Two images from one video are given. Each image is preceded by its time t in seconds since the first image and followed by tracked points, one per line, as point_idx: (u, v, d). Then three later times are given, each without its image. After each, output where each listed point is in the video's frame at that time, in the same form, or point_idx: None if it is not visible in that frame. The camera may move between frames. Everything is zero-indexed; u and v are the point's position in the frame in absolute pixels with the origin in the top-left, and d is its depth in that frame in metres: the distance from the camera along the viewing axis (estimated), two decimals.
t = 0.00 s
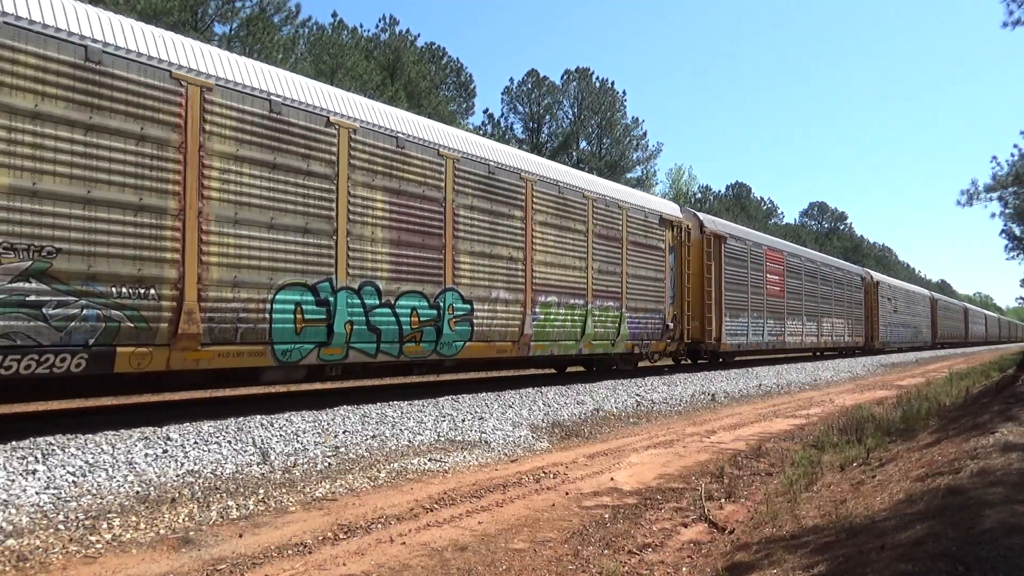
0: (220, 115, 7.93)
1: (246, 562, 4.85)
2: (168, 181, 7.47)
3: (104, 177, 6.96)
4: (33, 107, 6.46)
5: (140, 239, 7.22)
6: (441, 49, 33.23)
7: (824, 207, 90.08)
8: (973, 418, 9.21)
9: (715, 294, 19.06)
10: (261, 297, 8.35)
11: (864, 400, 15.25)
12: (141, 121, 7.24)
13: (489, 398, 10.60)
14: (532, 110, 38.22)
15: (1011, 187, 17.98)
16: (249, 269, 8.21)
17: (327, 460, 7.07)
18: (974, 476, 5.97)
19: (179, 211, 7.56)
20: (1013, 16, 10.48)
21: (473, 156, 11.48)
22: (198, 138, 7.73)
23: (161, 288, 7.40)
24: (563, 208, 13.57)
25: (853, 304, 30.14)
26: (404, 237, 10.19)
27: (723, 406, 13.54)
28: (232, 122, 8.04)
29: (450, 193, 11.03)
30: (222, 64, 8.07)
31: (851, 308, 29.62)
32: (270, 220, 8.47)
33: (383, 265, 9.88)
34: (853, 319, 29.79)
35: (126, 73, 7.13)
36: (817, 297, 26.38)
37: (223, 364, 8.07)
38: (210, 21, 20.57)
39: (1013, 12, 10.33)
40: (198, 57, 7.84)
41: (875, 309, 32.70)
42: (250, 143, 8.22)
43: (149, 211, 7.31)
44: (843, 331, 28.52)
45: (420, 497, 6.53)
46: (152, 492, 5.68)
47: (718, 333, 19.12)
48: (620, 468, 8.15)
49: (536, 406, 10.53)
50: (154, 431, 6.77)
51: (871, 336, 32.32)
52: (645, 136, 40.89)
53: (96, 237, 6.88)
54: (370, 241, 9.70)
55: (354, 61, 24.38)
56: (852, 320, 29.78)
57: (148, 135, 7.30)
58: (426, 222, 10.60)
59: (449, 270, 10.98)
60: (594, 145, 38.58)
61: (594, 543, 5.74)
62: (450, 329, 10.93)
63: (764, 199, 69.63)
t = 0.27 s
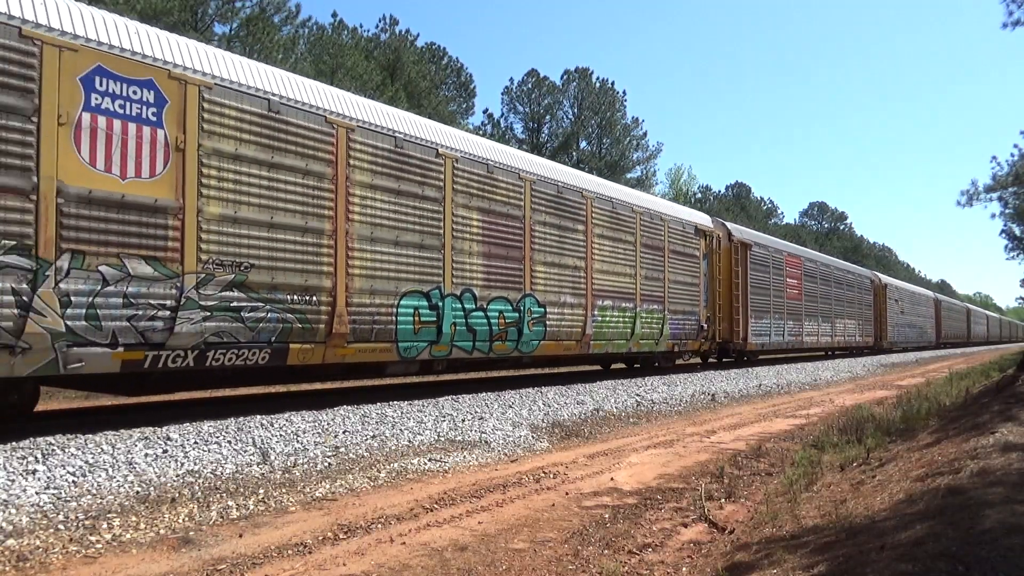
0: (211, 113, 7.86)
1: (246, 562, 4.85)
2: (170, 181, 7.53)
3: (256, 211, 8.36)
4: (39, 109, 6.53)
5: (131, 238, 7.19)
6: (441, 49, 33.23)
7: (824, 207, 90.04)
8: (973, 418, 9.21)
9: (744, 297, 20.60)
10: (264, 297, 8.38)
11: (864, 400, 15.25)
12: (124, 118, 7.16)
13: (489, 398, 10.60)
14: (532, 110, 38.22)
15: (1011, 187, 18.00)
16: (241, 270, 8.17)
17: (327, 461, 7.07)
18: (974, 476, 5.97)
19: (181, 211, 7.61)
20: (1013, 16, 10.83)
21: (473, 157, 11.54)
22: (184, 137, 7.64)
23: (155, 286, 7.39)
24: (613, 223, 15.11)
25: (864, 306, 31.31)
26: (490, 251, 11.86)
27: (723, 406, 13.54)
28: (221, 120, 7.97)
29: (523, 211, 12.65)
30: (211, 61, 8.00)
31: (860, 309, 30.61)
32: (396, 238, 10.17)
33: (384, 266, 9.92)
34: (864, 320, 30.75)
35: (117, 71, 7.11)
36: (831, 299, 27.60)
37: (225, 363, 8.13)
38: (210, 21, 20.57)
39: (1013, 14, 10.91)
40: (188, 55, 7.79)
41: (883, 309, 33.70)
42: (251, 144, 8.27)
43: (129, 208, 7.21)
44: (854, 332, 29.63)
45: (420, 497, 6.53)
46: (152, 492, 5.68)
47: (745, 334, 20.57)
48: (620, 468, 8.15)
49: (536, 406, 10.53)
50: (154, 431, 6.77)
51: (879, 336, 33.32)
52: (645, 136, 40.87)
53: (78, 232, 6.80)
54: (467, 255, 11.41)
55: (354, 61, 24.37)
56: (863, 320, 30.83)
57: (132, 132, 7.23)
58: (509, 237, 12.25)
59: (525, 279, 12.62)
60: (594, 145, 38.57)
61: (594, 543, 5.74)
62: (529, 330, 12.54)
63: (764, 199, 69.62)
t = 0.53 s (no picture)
0: (190, 107, 7.65)
1: (246, 563, 4.85)
2: (179, 182, 7.58)
3: (408, 235, 10.31)
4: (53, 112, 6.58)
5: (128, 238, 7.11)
6: (441, 49, 33.23)
7: (824, 207, 90.02)
8: (973, 418, 9.20)
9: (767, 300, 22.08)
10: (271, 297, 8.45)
11: (864, 400, 15.25)
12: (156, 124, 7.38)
13: (489, 398, 10.61)
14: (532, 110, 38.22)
15: (1011, 187, 17.99)
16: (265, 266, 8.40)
17: (327, 461, 7.07)
18: (974, 476, 5.97)
19: (190, 212, 7.66)
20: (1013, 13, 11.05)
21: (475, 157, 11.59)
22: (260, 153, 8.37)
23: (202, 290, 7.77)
24: (658, 233, 16.67)
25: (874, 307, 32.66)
26: (560, 261, 13.49)
27: (723, 406, 13.54)
28: (208, 116, 7.84)
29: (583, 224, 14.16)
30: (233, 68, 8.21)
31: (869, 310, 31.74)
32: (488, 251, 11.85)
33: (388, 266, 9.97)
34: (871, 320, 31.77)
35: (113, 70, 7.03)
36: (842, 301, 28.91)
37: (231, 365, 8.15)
38: (210, 21, 20.57)
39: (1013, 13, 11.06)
40: (203, 59, 7.93)
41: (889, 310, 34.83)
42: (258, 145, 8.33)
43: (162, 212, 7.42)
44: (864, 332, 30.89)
45: (420, 497, 6.53)
46: (152, 492, 5.68)
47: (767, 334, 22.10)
48: (620, 468, 8.15)
49: (536, 406, 10.53)
50: (154, 431, 6.77)
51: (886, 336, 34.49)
52: (645, 136, 40.86)
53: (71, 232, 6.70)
54: (541, 264, 13.03)
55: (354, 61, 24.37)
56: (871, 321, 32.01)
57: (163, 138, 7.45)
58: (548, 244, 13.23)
59: (590, 284, 14.21)
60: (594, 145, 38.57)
61: (594, 543, 5.74)
62: (590, 330, 14.07)
63: (764, 199, 69.62)
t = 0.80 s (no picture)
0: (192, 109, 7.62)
1: (246, 562, 4.85)
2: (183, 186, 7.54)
3: (498, 248, 12.04)
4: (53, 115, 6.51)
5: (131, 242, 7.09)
6: (441, 49, 33.24)
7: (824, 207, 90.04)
8: (973, 418, 9.21)
9: (789, 302, 23.36)
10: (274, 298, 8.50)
11: (864, 400, 15.25)
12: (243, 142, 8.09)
13: (489, 398, 10.61)
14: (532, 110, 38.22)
15: (1011, 187, 17.99)
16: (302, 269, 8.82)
17: (327, 460, 7.07)
18: (974, 476, 5.97)
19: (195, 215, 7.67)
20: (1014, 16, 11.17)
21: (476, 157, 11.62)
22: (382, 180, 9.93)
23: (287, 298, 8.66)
24: (692, 242, 18.24)
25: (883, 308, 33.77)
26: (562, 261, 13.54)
27: (723, 406, 13.54)
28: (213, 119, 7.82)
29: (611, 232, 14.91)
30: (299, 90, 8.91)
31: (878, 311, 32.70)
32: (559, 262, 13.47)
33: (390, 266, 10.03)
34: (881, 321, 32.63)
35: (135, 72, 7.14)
36: (855, 302, 30.06)
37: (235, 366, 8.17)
38: (210, 21, 20.56)
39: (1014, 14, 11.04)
40: (267, 80, 8.57)
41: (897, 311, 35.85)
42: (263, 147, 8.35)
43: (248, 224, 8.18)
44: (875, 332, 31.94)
45: (420, 497, 6.53)
46: (152, 492, 5.68)
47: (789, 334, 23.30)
48: (620, 468, 8.15)
49: (536, 406, 10.53)
50: (154, 431, 6.77)
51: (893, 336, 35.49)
52: (645, 136, 40.86)
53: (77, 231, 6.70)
54: (600, 273, 14.56)
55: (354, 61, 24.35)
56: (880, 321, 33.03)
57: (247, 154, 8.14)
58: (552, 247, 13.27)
59: (640, 290, 15.79)
60: (594, 145, 38.56)
61: (594, 543, 5.74)
62: (639, 330, 15.63)
63: (764, 200, 69.66)
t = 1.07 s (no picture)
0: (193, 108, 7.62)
1: (246, 562, 4.85)
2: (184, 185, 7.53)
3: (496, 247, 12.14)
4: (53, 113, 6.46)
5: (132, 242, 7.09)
6: (441, 49, 33.26)
7: (824, 207, 90.08)
8: (973, 418, 9.21)
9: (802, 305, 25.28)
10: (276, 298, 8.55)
11: (864, 399, 15.26)
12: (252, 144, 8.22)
13: (489, 398, 10.61)
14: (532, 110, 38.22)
15: (1011, 187, 18.01)
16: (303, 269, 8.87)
17: (327, 461, 7.07)
18: (974, 476, 5.97)
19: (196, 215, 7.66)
20: (1013, 14, 11.36)
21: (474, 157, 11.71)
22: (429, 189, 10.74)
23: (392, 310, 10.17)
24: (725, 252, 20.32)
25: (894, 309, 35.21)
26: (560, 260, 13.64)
27: (723, 406, 13.54)
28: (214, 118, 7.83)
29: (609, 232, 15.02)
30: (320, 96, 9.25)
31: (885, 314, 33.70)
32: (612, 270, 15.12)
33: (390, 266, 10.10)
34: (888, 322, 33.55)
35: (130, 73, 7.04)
36: (865, 304, 31.25)
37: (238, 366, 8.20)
38: (210, 21, 20.58)
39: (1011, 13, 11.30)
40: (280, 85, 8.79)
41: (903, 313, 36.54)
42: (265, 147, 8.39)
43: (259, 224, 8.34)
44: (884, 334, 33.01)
45: (420, 497, 6.53)
46: (152, 492, 5.68)
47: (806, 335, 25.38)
48: (620, 468, 8.15)
49: (536, 406, 10.54)
50: (154, 431, 6.77)
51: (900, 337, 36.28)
52: (645, 135, 40.86)
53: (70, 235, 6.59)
54: (646, 280, 16.26)
55: (354, 61, 24.37)
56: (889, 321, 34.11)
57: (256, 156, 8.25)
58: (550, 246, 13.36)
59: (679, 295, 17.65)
60: (594, 145, 38.57)
61: (594, 543, 5.74)
62: (679, 331, 17.50)
63: (764, 200, 69.74)
